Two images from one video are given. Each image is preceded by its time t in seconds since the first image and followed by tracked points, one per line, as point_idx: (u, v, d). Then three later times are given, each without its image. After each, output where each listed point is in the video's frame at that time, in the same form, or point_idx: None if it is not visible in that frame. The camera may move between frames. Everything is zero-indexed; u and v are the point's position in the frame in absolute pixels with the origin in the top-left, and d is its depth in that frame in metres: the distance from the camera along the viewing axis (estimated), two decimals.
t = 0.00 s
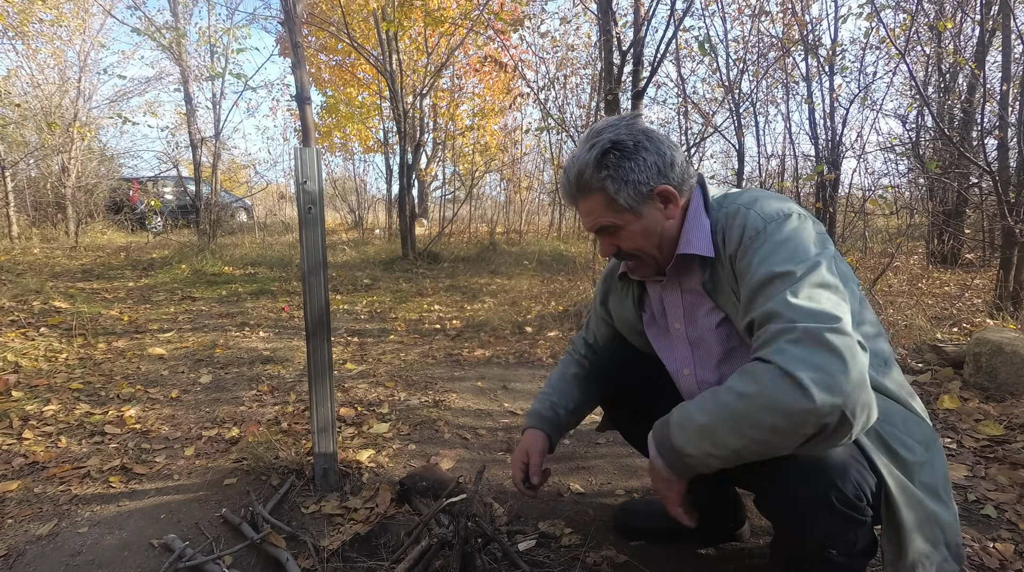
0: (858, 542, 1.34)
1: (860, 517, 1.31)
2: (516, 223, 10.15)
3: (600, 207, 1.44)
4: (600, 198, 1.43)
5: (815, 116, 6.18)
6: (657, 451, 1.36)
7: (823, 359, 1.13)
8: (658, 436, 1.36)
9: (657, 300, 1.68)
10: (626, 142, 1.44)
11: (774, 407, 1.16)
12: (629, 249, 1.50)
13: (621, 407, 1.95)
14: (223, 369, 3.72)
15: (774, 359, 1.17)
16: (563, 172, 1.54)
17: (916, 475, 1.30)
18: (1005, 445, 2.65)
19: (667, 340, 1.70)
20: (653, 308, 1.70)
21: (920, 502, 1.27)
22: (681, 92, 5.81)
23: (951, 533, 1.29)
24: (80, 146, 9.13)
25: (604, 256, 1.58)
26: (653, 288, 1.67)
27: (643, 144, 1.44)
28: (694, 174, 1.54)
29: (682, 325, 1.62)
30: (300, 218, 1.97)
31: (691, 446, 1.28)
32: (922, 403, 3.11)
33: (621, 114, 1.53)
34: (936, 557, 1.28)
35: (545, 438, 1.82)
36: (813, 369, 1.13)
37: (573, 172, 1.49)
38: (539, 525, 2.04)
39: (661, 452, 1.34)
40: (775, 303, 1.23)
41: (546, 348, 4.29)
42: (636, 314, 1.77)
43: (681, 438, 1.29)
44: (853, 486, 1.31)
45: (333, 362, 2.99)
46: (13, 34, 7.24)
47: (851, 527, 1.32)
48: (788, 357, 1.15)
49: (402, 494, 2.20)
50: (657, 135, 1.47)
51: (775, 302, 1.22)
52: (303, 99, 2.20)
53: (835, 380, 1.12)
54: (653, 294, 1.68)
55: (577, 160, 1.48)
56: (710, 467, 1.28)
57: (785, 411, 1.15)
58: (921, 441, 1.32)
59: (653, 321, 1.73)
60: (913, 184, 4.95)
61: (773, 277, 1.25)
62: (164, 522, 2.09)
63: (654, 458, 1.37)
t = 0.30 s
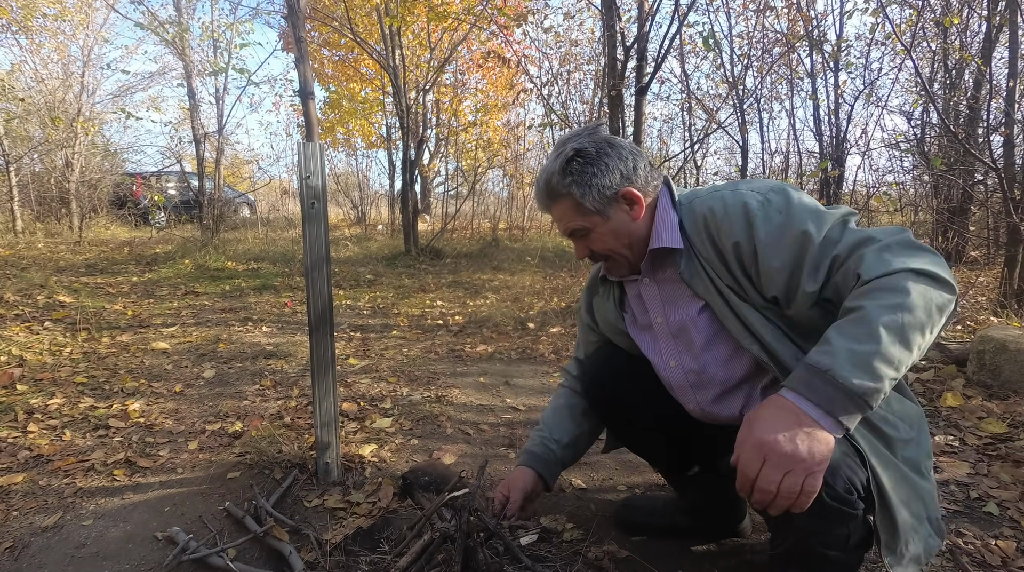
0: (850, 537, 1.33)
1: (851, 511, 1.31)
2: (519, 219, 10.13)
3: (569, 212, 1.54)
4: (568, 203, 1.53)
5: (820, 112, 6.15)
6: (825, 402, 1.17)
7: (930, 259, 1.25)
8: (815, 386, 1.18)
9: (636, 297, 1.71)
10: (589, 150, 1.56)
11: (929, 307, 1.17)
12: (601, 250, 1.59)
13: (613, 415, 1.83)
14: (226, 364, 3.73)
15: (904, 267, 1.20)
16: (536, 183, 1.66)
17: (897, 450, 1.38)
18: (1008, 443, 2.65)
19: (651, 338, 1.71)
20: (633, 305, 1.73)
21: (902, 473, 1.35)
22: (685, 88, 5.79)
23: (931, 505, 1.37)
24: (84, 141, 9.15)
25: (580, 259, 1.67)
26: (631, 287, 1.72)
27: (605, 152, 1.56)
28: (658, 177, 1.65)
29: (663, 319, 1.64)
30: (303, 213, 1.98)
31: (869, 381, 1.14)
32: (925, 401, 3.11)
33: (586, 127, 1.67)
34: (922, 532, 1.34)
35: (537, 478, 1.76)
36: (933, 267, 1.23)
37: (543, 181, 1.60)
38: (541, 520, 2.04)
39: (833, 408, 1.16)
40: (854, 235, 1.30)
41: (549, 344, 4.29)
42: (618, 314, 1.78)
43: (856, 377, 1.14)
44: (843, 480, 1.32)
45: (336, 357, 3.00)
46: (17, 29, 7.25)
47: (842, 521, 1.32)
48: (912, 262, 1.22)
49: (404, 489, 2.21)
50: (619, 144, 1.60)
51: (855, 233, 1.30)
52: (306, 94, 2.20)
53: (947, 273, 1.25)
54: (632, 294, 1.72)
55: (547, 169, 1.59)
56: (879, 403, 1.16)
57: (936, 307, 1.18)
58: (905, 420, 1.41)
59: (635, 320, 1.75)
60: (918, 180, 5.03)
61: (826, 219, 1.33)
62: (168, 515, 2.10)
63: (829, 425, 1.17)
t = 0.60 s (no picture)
0: (872, 513, 1.31)
1: (878, 486, 1.29)
2: (523, 215, 10.11)
3: (567, 206, 1.53)
4: (565, 196, 1.52)
5: (825, 108, 6.11)
6: (862, 373, 1.18)
7: (926, 218, 1.29)
8: (848, 359, 1.19)
9: (632, 291, 1.70)
10: (585, 143, 1.55)
11: (934, 267, 1.21)
12: (598, 245, 1.59)
13: (610, 417, 1.83)
14: (230, 357, 3.74)
15: (905, 233, 1.24)
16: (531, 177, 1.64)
17: (904, 420, 1.41)
18: (1013, 440, 2.63)
19: (651, 333, 1.68)
20: (630, 301, 1.70)
21: (911, 440, 1.38)
22: (690, 83, 5.75)
23: (940, 471, 1.40)
24: (88, 135, 9.17)
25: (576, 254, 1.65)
26: (627, 283, 1.71)
27: (602, 146, 1.55)
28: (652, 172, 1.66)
29: (662, 310, 1.62)
30: (307, 207, 1.97)
31: (894, 350, 1.17)
32: (929, 398, 3.09)
33: (579, 121, 1.66)
34: (940, 494, 1.39)
35: (529, 491, 1.71)
36: (931, 226, 1.27)
37: (540, 174, 1.58)
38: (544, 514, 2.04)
39: (867, 376, 1.18)
40: (850, 207, 1.34)
41: (551, 339, 4.29)
42: (614, 311, 1.76)
43: (885, 344, 1.17)
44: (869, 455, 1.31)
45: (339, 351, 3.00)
46: (21, 22, 7.24)
47: (868, 497, 1.30)
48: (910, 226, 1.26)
49: (407, 482, 2.22)
50: (613, 137, 1.60)
51: (850, 205, 1.34)
52: (309, 87, 2.19)
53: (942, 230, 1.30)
54: (628, 289, 1.70)
55: (543, 162, 1.57)
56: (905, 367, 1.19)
57: (942, 266, 1.22)
58: (905, 389, 1.45)
59: (633, 316, 1.72)
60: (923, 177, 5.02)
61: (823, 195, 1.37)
62: (171, 507, 2.11)
63: (869, 395, 1.18)
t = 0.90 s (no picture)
0: (877, 516, 1.31)
1: (884, 490, 1.29)
2: (527, 210, 10.09)
3: (574, 196, 1.53)
4: (573, 185, 1.52)
5: (832, 103, 6.07)
6: (869, 376, 1.18)
7: (944, 225, 1.28)
8: (856, 361, 1.19)
9: (639, 287, 1.70)
10: (593, 134, 1.57)
11: (950, 276, 1.20)
12: (604, 238, 1.58)
13: (616, 414, 1.84)
14: (235, 351, 3.76)
15: (921, 238, 1.23)
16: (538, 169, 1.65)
17: (911, 421, 1.41)
18: (1017, 437, 2.62)
19: (657, 330, 1.69)
20: (637, 297, 1.71)
21: (920, 443, 1.38)
22: (695, 78, 5.72)
23: (944, 474, 1.41)
24: (93, 129, 9.21)
25: (582, 247, 1.65)
26: (635, 278, 1.71)
27: (610, 139, 1.56)
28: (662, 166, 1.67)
29: (670, 307, 1.62)
30: (312, 200, 1.98)
31: (904, 356, 1.16)
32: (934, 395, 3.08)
33: (587, 115, 1.67)
34: (942, 498, 1.39)
35: (529, 500, 1.73)
36: (949, 235, 1.26)
37: (547, 165, 1.59)
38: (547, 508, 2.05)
39: (876, 382, 1.18)
40: (866, 209, 1.33)
41: (555, 335, 4.29)
42: (621, 307, 1.76)
43: (895, 348, 1.16)
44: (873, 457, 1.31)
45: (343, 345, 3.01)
46: (27, 16, 7.25)
47: (872, 501, 1.30)
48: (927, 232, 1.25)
49: (411, 476, 2.23)
50: (621, 130, 1.61)
51: (866, 208, 1.33)
52: (314, 82, 2.19)
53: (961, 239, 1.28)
54: (635, 284, 1.71)
55: (551, 153, 1.58)
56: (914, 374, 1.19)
57: (957, 275, 1.21)
58: (915, 392, 1.44)
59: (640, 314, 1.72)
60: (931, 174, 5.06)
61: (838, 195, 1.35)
62: (177, 499, 2.13)
63: (875, 399, 1.18)
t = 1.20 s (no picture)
0: (879, 527, 1.31)
1: (886, 502, 1.30)
2: (530, 206, 10.09)
3: (598, 183, 1.53)
4: (597, 173, 1.52)
5: (837, 99, 6.03)
6: (882, 392, 1.17)
7: (989, 240, 1.23)
8: (872, 375, 1.18)
9: (659, 281, 1.70)
10: (622, 121, 1.55)
11: (989, 295, 1.16)
12: (627, 228, 1.58)
13: (623, 406, 1.82)
14: (239, 347, 3.78)
15: (961, 253, 1.19)
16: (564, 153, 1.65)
17: (927, 438, 1.40)
18: (1022, 435, 2.61)
19: (674, 326, 1.69)
20: (656, 291, 1.71)
21: (933, 462, 1.38)
22: (700, 73, 5.69)
23: (952, 494, 1.40)
24: (98, 126, 9.24)
25: (602, 235, 1.65)
26: (655, 271, 1.71)
27: (639, 127, 1.55)
28: (692, 159, 1.66)
29: (690, 304, 1.62)
30: (315, 196, 1.98)
31: (925, 371, 1.14)
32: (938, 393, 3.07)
33: (619, 100, 1.65)
34: (944, 519, 1.37)
35: (545, 482, 1.79)
36: (994, 251, 1.21)
37: (573, 150, 1.59)
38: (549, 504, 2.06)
39: (890, 399, 1.16)
40: (904, 217, 1.29)
41: (558, 331, 4.29)
42: (638, 300, 1.77)
43: (916, 364, 1.14)
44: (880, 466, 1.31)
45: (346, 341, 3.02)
46: (32, 12, 7.26)
47: (874, 511, 1.30)
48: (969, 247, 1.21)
49: (414, 471, 2.24)
50: (652, 118, 1.59)
51: (905, 215, 1.29)
52: (318, 78, 2.19)
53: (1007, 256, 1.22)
54: (654, 277, 1.71)
55: (578, 137, 1.58)
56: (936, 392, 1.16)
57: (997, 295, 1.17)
58: (934, 411, 1.44)
59: (658, 308, 1.72)
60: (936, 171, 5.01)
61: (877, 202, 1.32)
62: (182, 493, 2.15)
63: (887, 415, 1.17)
